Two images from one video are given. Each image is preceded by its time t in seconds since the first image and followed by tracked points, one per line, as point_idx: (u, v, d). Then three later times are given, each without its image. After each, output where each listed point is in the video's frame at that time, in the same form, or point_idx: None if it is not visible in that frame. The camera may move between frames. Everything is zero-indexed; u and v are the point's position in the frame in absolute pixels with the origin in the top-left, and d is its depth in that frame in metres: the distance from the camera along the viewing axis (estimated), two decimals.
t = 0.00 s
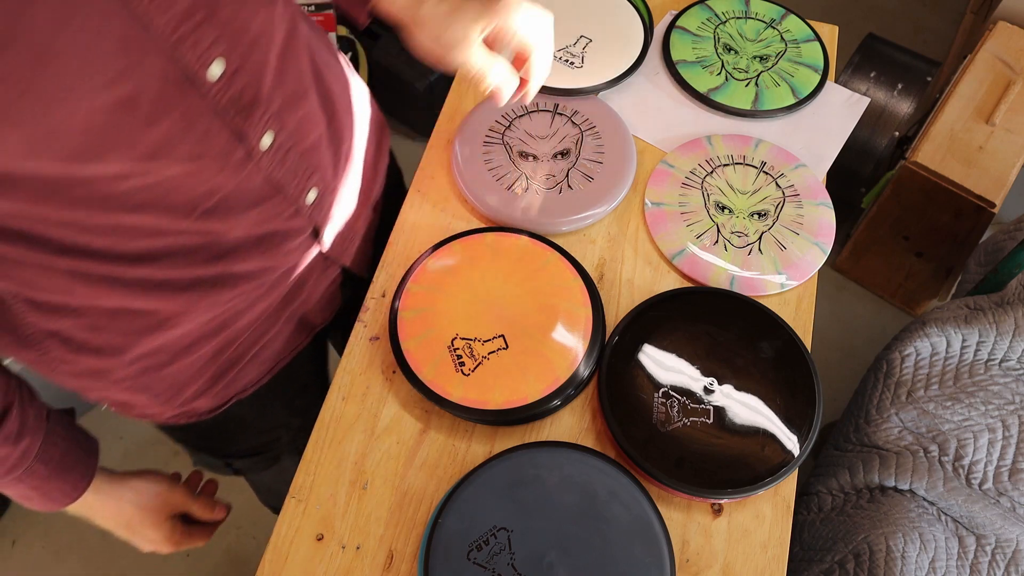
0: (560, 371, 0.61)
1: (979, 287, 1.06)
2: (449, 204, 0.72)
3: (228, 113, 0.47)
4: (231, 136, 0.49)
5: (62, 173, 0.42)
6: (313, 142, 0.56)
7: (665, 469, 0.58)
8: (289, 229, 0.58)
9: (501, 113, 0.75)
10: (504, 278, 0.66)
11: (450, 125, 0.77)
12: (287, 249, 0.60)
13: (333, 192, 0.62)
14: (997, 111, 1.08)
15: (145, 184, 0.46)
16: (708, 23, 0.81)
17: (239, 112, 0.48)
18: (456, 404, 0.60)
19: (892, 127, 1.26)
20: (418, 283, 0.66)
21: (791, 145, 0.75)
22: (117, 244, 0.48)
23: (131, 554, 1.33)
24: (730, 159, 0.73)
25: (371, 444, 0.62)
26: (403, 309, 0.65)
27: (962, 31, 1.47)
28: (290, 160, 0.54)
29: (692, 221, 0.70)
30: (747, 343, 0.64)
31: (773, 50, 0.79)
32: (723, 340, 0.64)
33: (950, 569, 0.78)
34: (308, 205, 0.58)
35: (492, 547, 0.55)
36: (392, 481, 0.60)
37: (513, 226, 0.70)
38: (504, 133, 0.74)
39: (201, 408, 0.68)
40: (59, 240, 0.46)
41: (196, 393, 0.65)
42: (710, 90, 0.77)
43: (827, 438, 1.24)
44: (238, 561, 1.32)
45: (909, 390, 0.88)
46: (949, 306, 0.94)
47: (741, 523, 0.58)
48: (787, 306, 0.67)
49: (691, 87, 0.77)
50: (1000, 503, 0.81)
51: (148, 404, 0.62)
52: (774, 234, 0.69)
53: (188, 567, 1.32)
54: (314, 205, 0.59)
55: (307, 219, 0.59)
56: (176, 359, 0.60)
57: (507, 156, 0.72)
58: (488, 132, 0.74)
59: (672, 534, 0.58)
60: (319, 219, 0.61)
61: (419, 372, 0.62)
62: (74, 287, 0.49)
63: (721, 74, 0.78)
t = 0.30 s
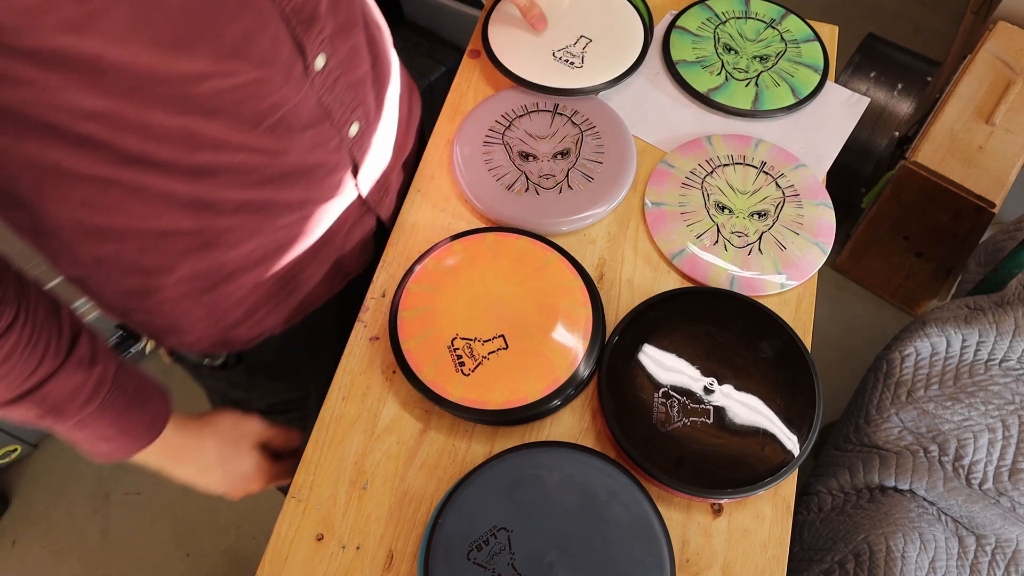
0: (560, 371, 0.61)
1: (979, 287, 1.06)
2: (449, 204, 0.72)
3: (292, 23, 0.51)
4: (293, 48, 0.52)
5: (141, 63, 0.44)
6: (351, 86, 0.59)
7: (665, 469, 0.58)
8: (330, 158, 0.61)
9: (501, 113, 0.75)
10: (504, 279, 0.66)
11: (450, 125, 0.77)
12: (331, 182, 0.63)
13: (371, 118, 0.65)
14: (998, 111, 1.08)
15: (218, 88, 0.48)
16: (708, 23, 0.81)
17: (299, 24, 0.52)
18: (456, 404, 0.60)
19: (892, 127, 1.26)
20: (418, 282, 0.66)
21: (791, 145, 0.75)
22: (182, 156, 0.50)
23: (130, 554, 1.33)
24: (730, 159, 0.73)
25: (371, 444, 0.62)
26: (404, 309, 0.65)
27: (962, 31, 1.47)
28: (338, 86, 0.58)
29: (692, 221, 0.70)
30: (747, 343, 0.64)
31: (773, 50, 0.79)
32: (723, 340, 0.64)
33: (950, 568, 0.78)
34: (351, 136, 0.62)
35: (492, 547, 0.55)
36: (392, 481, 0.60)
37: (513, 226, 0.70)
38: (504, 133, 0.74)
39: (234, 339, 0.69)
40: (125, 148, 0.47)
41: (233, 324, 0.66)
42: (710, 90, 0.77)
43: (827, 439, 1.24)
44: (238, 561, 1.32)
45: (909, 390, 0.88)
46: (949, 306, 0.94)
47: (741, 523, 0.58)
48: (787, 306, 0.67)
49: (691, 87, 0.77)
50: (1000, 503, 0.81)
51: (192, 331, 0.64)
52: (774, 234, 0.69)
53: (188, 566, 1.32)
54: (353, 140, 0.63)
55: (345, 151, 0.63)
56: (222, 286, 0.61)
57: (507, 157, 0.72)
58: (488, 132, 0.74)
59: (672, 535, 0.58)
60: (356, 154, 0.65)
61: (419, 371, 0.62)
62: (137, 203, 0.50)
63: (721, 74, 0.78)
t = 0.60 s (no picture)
0: (560, 371, 0.61)
1: (979, 287, 1.06)
2: (449, 204, 0.72)
3: None
4: None
5: None
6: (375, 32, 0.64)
7: (665, 469, 0.58)
8: (350, 98, 0.66)
9: (501, 113, 0.75)
10: (504, 278, 0.66)
11: (450, 125, 0.77)
12: (348, 124, 0.68)
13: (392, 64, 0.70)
14: (997, 111, 1.08)
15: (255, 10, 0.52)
16: (708, 23, 0.81)
17: None
18: (456, 404, 0.60)
19: (892, 127, 1.26)
20: (418, 282, 0.66)
21: (791, 145, 0.75)
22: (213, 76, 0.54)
23: (130, 553, 1.33)
24: (730, 159, 0.73)
25: (371, 444, 0.62)
26: (404, 309, 0.65)
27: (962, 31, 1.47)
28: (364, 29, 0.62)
29: (692, 221, 0.70)
30: (747, 343, 0.64)
31: (773, 50, 0.79)
32: (723, 340, 0.64)
33: (950, 568, 0.78)
34: (374, 82, 0.67)
35: (492, 547, 0.55)
36: (392, 480, 0.60)
37: (513, 226, 0.70)
38: (504, 133, 0.74)
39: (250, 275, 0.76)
40: (160, 65, 0.52)
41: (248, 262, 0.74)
42: (710, 90, 0.77)
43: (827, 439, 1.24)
44: (238, 561, 1.32)
45: (909, 390, 0.88)
46: (949, 306, 0.94)
47: (742, 523, 0.58)
48: (787, 306, 0.67)
49: (691, 87, 0.77)
50: (1000, 503, 0.81)
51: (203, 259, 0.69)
52: (774, 234, 0.69)
53: (188, 567, 1.32)
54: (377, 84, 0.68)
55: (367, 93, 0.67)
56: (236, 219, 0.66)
57: (507, 157, 0.72)
58: (488, 132, 0.74)
59: (672, 535, 0.58)
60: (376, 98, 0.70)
61: (419, 371, 0.62)
62: (167, 118, 0.55)
63: (721, 74, 0.78)
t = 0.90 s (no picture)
0: (560, 371, 0.61)
1: (978, 287, 1.06)
2: (449, 204, 0.72)
3: None
4: None
5: None
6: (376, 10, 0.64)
7: (665, 469, 0.58)
8: (343, 72, 0.66)
9: (501, 113, 0.75)
10: (504, 278, 0.66)
11: (450, 125, 0.77)
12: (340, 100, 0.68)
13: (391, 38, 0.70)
14: (997, 111, 1.08)
15: None
16: (708, 23, 0.81)
17: None
18: (456, 405, 0.60)
19: (892, 128, 1.26)
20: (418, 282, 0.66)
21: (791, 145, 0.75)
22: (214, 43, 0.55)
23: (130, 553, 1.33)
24: (730, 159, 0.73)
25: (371, 444, 0.62)
26: (404, 308, 0.65)
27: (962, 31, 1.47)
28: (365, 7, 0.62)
29: (692, 221, 0.70)
30: (747, 343, 0.64)
31: (773, 50, 0.79)
32: (723, 340, 0.64)
33: (950, 568, 0.78)
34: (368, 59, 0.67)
35: (492, 547, 0.55)
36: (392, 480, 0.60)
37: (513, 226, 0.70)
38: (503, 133, 0.74)
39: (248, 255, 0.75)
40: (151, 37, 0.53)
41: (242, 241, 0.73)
42: (710, 90, 0.77)
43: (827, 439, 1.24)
44: (238, 561, 1.32)
45: (909, 390, 0.88)
46: (949, 305, 0.94)
47: (742, 523, 0.58)
48: (787, 306, 0.67)
49: (691, 87, 0.77)
50: (1001, 503, 0.81)
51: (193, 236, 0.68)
52: (774, 234, 0.69)
53: (188, 567, 1.32)
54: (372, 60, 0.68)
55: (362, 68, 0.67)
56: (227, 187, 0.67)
57: (507, 157, 0.72)
58: (488, 132, 0.74)
59: (672, 535, 0.58)
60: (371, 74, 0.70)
61: (419, 371, 0.62)
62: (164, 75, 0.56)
63: (721, 74, 0.78)
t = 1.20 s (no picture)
0: (560, 371, 0.61)
1: (978, 287, 1.06)
2: (449, 204, 0.72)
3: None
4: None
5: None
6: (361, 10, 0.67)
7: (666, 469, 0.58)
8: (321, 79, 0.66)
9: (501, 113, 0.75)
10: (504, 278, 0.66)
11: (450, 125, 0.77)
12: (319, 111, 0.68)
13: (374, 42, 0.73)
14: (997, 111, 1.08)
15: None
16: (708, 23, 0.81)
17: None
18: (456, 405, 0.60)
19: (892, 128, 1.28)
20: (418, 282, 0.66)
21: (791, 145, 0.75)
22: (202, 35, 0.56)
23: (130, 554, 1.33)
24: (730, 159, 0.73)
25: (371, 444, 0.62)
26: (404, 308, 0.65)
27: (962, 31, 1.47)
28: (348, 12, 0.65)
29: (692, 221, 0.70)
30: (747, 343, 0.64)
31: (773, 50, 0.79)
32: (723, 340, 0.64)
33: (950, 568, 0.78)
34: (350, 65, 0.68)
35: (492, 547, 0.55)
36: (392, 480, 0.60)
37: (512, 226, 0.70)
38: (503, 133, 0.74)
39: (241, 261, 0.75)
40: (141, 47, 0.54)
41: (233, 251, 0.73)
42: (710, 90, 0.77)
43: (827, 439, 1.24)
44: (238, 561, 1.32)
45: (909, 390, 0.88)
46: (948, 306, 0.94)
47: (742, 523, 0.58)
48: (787, 306, 0.67)
49: (691, 87, 0.77)
50: (1000, 503, 0.81)
51: (178, 244, 0.69)
52: (774, 234, 0.69)
53: (188, 567, 1.32)
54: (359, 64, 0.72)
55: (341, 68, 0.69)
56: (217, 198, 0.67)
57: (507, 157, 0.72)
58: (488, 131, 0.74)
59: (672, 535, 0.58)
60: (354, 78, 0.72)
61: (420, 371, 0.62)
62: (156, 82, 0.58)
63: (721, 74, 0.78)
